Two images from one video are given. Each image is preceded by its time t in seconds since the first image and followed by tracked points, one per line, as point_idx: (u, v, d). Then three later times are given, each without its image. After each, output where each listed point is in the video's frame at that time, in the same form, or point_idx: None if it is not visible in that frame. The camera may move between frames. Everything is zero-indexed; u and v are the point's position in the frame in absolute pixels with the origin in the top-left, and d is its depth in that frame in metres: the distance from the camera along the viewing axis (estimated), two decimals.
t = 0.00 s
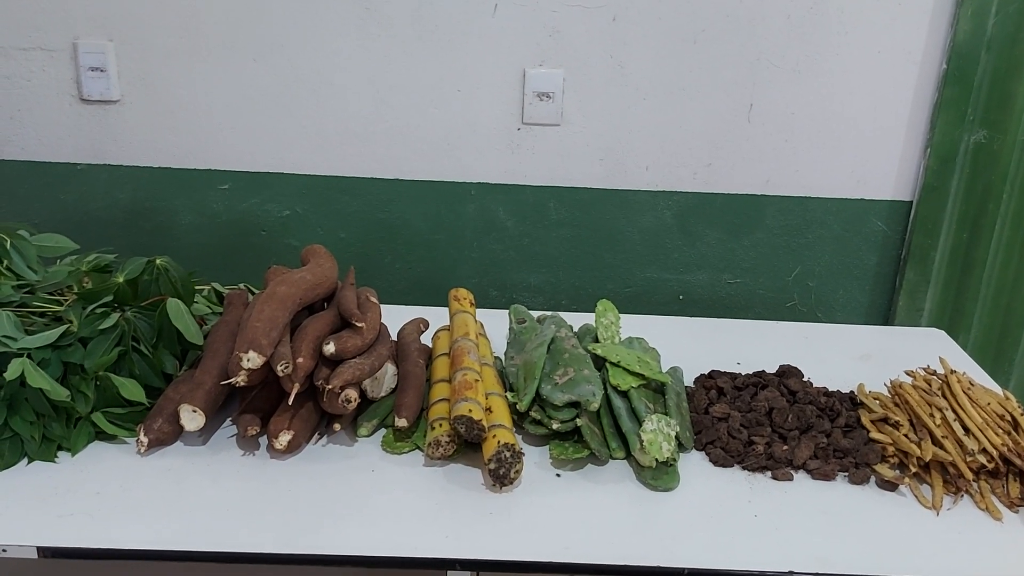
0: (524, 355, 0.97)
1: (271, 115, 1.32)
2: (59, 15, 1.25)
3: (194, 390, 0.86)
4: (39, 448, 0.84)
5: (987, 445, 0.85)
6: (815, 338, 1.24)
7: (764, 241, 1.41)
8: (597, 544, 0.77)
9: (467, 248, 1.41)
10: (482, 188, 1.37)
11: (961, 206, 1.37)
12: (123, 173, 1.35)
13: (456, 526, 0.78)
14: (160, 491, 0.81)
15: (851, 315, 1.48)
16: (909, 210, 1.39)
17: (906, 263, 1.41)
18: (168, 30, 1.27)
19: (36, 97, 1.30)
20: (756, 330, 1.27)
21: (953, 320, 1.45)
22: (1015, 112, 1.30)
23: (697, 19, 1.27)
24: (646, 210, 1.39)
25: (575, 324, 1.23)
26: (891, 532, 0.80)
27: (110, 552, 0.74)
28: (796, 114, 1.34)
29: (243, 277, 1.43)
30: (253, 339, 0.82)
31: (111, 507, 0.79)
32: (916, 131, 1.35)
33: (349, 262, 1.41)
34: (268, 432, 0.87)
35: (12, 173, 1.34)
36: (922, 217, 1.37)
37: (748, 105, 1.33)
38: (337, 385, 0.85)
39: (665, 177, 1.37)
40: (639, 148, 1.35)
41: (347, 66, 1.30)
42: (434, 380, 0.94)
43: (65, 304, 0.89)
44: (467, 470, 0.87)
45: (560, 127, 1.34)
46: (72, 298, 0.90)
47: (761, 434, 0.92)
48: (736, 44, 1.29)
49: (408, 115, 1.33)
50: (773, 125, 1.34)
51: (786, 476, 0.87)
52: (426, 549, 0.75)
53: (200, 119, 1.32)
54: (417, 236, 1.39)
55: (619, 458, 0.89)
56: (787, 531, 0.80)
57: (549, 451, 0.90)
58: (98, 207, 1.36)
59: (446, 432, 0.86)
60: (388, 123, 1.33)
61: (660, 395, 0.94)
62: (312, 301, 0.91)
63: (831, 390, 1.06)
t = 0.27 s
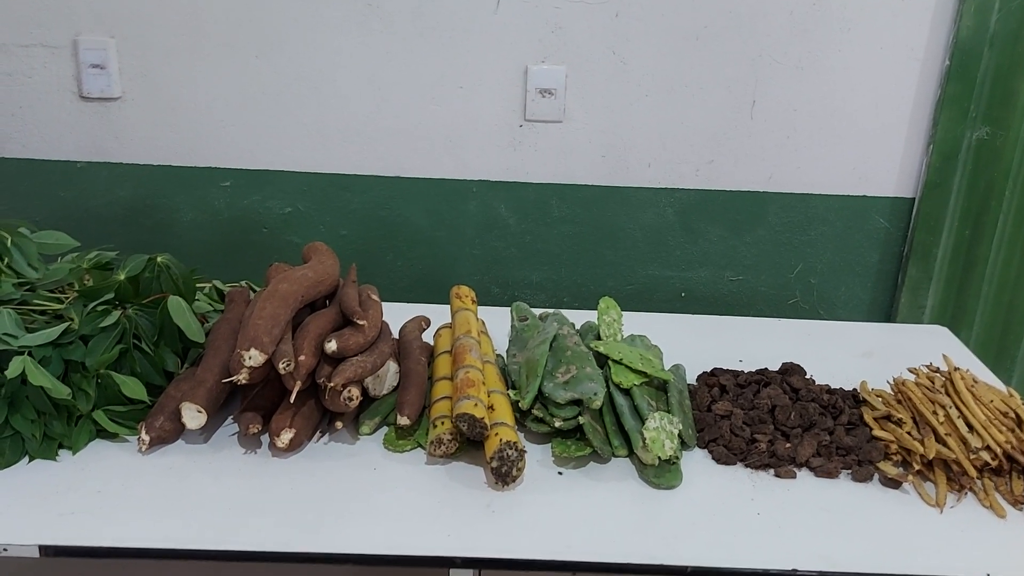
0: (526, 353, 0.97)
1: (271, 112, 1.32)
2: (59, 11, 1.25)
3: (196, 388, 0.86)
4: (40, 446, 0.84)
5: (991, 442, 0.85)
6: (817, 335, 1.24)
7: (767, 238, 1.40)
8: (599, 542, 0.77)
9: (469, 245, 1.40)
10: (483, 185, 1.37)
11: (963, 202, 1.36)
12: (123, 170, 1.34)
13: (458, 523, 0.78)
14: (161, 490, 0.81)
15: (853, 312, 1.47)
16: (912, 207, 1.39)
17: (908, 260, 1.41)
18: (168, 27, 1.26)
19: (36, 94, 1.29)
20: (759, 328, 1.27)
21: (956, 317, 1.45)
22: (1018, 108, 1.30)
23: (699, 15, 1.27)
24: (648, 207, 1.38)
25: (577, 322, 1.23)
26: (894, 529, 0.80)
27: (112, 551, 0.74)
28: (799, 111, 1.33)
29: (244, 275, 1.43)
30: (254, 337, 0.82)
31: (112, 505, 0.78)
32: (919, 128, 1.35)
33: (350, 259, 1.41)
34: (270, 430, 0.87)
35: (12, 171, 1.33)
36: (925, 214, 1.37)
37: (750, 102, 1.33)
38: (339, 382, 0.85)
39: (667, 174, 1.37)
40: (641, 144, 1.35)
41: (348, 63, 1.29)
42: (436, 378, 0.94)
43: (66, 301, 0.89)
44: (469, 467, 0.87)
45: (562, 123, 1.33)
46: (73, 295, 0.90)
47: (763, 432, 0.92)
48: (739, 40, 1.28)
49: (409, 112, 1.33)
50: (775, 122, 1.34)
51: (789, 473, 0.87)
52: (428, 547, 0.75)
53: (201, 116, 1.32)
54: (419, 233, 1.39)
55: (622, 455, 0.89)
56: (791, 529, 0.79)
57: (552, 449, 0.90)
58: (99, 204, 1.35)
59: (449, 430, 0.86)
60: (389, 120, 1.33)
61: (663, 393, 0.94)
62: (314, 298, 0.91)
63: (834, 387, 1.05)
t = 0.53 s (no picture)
0: (527, 351, 0.97)
1: (271, 111, 1.32)
2: (59, 10, 1.25)
3: (196, 386, 0.86)
4: (41, 444, 0.84)
5: (991, 440, 0.85)
6: (817, 333, 1.24)
7: (766, 236, 1.40)
8: (599, 539, 0.77)
9: (469, 243, 1.40)
10: (483, 184, 1.37)
11: (963, 201, 1.36)
12: (123, 169, 1.34)
13: (459, 520, 0.78)
14: (162, 487, 0.81)
15: (853, 310, 1.48)
16: (912, 205, 1.39)
17: (908, 258, 1.41)
18: (168, 26, 1.26)
19: (36, 93, 1.29)
20: (759, 326, 1.27)
21: (956, 315, 1.45)
22: (1018, 106, 1.30)
23: (699, 13, 1.27)
24: (648, 205, 1.38)
25: (577, 320, 1.23)
26: (894, 526, 0.80)
27: (113, 548, 0.74)
28: (798, 109, 1.33)
29: (245, 273, 1.43)
30: (255, 335, 0.82)
31: (113, 503, 0.79)
32: (919, 126, 1.35)
33: (350, 258, 1.41)
34: (270, 428, 0.87)
35: (12, 170, 1.34)
36: (925, 212, 1.37)
37: (750, 100, 1.33)
38: (339, 380, 0.85)
39: (667, 173, 1.37)
40: (641, 143, 1.35)
41: (348, 61, 1.29)
42: (436, 376, 0.94)
43: (66, 300, 0.89)
44: (470, 465, 0.87)
45: (562, 122, 1.33)
46: (74, 294, 0.90)
47: (764, 430, 0.92)
48: (739, 38, 1.29)
49: (409, 110, 1.33)
50: (774, 120, 1.34)
51: (790, 471, 0.87)
52: (429, 544, 0.75)
53: (201, 114, 1.32)
54: (419, 232, 1.39)
55: (622, 453, 0.89)
56: (790, 526, 0.80)
57: (552, 447, 0.90)
58: (99, 203, 1.36)
59: (449, 427, 0.86)
60: (389, 119, 1.33)
61: (663, 391, 0.94)
62: (314, 296, 0.91)
63: (834, 385, 1.05)
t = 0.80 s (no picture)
0: (530, 349, 0.97)
1: (275, 109, 1.32)
2: (63, 8, 1.25)
3: (200, 383, 0.86)
4: (45, 440, 0.85)
5: (993, 439, 0.85)
6: (820, 332, 1.24)
7: (769, 235, 1.40)
8: (603, 536, 0.77)
9: (472, 242, 1.40)
10: (486, 182, 1.37)
11: (966, 200, 1.36)
12: (127, 166, 1.34)
13: (462, 517, 0.78)
14: (166, 484, 0.81)
15: (856, 309, 1.48)
16: (915, 204, 1.39)
17: (911, 257, 1.41)
18: (172, 23, 1.26)
19: (41, 90, 1.30)
20: (762, 324, 1.27)
21: (958, 314, 1.45)
22: (1021, 106, 1.30)
23: (702, 12, 1.27)
24: (651, 204, 1.38)
25: (580, 318, 1.23)
26: (897, 524, 0.80)
27: (117, 544, 0.74)
28: (802, 108, 1.33)
29: (248, 271, 1.43)
30: (259, 332, 0.82)
31: (117, 499, 0.79)
32: (922, 125, 1.35)
33: (353, 256, 1.41)
34: (274, 425, 0.87)
35: (17, 167, 1.34)
36: (927, 211, 1.37)
37: (753, 99, 1.33)
38: (342, 378, 0.85)
39: (670, 171, 1.37)
40: (644, 141, 1.35)
41: (351, 59, 1.29)
42: (439, 374, 0.94)
43: (70, 297, 0.89)
44: (473, 463, 0.87)
45: (565, 121, 1.34)
46: (78, 291, 0.90)
47: (767, 428, 0.92)
48: (742, 37, 1.29)
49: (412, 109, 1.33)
50: (778, 119, 1.34)
51: (792, 469, 0.87)
52: (432, 541, 0.75)
53: (205, 112, 1.32)
54: (422, 230, 1.39)
55: (624, 451, 0.89)
56: (793, 523, 0.80)
57: (555, 444, 0.90)
58: (103, 201, 1.36)
59: (452, 425, 0.86)
60: (392, 117, 1.33)
61: (666, 389, 0.94)
62: (318, 294, 0.91)
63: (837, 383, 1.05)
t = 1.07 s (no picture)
0: (529, 346, 0.97)
1: (274, 107, 1.32)
2: (62, 6, 1.25)
3: (199, 380, 0.86)
4: (45, 437, 0.85)
5: (992, 437, 0.85)
6: (819, 330, 1.24)
7: (768, 233, 1.40)
8: (601, 535, 0.77)
9: (471, 239, 1.40)
10: (486, 180, 1.37)
11: (966, 198, 1.36)
12: (126, 164, 1.35)
13: (461, 515, 0.79)
14: (166, 481, 0.82)
15: (854, 307, 1.48)
16: (914, 203, 1.39)
17: (910, 255, 1.41)
18: (172, 21, 1.26)
19: (40, 88, 1.30)
20: (760, 323, 1.27)
21: (958, 313, 1.45)
22: (1020, 104, 1.30)
23: (701, 10, 1.27)
24: (650, 202, 1.38)
25: (579, 316, 1.23)
26: (895, 523, 0.80)
27: (117, 541, 0.74)
28: (801, 106, 1.33)
29: (247, 269, 1.43)
30: (258, 329, 0.82)
31: (116, 496, 0.79)
32: (922, 123, 1.35)
33: (352, 254, 1.41)
34: (273, 422, 0.87)
35: (16, 165, 1.34)
36: (927, 209, 1.37)
37: (753, 97, 1.33)
38: (341, 375, 0.85)
39: (669, 170, 1.37)
40: (643, 140, 1.35)
41: (350, 57, 1.29)
42: (438, 371, 0.94)
43: (70, 294, 0.90)
44: (471, 460, 0.88)
45: (564, 119, 1.34)
46: (77, 288, 0.91)
47: (765, 426, 0.92)
48: (742, 35, 1.28)
49: (412, 106, 1.33)
50: (777, 117, 1.34)
51: (791, 467, 0.88)
52: (431, 539, 0.75)
53: (204, 110, 1.32)
54: (421, 228, 1.39)
55: (623, 449, 0.89)
56: (791, 522, 0.80)
57: (553, 442, 0.90)
58: (102, 198, 1.36)
59: (450, 422, 0.86)
60: (391, 115, 1.33)
61: (664, 387, 0.95)
62: (316, 291, 0.91)
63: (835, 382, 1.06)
